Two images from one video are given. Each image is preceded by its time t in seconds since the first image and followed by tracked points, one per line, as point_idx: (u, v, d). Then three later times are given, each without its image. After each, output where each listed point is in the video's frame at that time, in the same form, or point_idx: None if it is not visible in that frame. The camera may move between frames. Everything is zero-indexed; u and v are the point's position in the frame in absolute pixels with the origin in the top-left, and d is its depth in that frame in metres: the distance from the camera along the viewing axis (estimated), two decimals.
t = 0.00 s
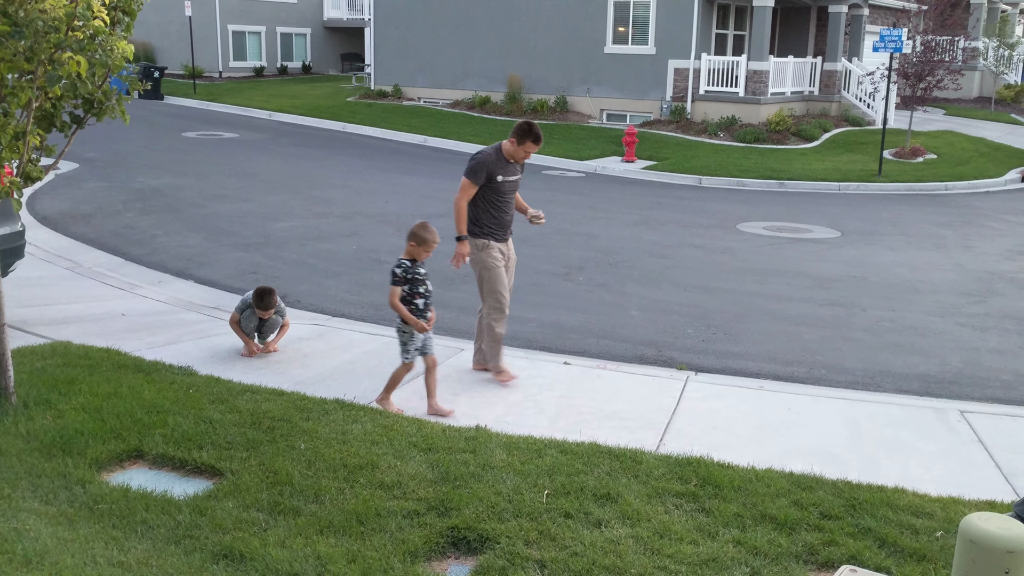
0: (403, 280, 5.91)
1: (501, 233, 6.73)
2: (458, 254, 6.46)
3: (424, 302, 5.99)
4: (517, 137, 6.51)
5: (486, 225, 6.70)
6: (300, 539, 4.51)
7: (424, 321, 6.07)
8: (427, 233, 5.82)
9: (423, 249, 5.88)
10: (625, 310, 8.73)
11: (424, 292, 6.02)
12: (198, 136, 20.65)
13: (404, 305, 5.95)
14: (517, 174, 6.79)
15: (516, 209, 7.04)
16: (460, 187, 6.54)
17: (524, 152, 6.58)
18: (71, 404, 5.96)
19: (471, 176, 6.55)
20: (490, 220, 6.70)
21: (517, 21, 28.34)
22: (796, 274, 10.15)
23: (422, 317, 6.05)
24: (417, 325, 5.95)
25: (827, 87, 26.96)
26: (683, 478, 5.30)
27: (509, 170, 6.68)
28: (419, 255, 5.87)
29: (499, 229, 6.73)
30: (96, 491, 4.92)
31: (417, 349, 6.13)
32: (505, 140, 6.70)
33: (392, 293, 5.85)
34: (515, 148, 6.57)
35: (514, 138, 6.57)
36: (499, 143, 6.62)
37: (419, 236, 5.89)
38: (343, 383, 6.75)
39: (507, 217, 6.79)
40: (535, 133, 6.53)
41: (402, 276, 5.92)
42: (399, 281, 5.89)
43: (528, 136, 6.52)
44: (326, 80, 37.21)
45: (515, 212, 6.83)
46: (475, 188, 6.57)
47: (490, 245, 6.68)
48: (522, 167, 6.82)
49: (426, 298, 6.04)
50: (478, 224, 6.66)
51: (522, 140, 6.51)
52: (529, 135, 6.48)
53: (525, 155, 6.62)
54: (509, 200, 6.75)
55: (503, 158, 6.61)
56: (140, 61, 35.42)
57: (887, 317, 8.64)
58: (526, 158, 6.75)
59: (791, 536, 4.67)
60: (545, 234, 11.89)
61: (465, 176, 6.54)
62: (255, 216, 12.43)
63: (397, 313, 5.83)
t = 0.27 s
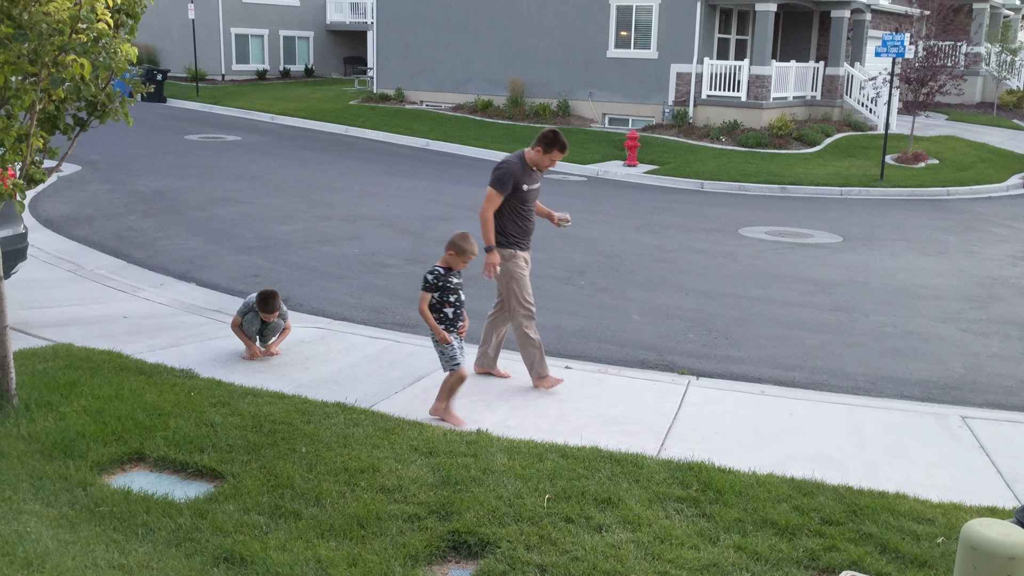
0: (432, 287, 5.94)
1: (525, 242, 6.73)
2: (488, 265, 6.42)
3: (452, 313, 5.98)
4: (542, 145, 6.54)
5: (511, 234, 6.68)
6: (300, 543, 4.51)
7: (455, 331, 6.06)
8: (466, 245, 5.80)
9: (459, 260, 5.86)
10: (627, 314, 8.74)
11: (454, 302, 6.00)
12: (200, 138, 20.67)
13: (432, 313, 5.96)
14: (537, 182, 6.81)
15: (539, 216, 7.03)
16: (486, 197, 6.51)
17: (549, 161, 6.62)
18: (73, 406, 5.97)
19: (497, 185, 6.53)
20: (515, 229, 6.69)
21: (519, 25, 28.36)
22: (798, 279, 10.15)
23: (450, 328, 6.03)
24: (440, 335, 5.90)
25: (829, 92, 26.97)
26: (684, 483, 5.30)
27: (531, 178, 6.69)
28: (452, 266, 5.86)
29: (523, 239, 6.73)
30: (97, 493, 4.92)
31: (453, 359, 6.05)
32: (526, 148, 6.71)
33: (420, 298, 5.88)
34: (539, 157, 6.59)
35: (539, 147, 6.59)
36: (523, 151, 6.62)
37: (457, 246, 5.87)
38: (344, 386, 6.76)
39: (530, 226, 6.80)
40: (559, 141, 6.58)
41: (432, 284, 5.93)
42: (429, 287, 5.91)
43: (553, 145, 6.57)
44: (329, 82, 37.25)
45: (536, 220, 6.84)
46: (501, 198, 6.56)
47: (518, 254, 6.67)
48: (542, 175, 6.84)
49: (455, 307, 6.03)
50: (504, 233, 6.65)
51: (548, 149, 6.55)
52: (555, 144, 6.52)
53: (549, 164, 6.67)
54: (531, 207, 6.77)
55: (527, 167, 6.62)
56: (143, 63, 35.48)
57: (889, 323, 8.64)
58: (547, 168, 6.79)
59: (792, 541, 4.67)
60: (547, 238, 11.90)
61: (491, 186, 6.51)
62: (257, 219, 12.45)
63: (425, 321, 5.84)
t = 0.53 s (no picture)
0: (465, 297, 5.87)
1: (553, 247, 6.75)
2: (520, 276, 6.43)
3: (484, 322, 5.93)
4: (573, 153, 6.43)
5: (540, 240, 6.68)
6: (303, 544, 4.52)
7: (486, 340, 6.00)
8: (503, 259, 5.73)
9: (495, 273, 5.80)
10: (630, 318, 8.74)
11: (486, 311, 5.94)
12: (204, 140, 20.72)
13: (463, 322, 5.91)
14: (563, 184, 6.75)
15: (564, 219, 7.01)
16: (518, 206, 6.44)
17: (579, 167, 6.53)
18: (76, 407, 5.98)
19: (528, 194, 6.45)
20: (543, 234, 6.68)
21: (523, 28, 28.39)
22: (801, 284, 10.15)
23: (481, 338, 5.97)
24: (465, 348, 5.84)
25: (833, 97, 27.02)
26: (686, 487, 5.30)
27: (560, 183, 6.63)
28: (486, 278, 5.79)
29: (551, 244, 6.74)
30: (100, 494, 4.93)
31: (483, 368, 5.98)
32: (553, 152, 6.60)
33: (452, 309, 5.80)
34: (570, 163, 6.48)
35: (569, 153, 6.46)
36: (552, 157, 6.52)
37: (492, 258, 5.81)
38: (347, 389, 6.76)
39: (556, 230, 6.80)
40: (590, 147, 6.47)
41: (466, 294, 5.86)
42: (462, 297, 5.85)
43: (585, 152, 6.44)
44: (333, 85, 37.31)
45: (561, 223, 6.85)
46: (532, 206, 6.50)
47: (547, 261, 6.69)
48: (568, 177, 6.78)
49: (487, 317, 5.97)
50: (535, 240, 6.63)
51: (579, 156, 6.45)
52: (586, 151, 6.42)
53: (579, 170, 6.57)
54: (559, 211, 6.75)
55: (557, 173, 6.54)
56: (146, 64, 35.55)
57: (892, 328, 8.64)
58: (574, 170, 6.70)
59: (793, 546, 4.67)
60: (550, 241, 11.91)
61: (523, 195, 6.43)
62: (260, 221, 12.47)
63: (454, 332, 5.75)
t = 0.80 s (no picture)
0: (487, 296, 5.73)
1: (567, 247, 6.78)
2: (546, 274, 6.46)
3: (503, 323, 5.82)
4: (588, 152, 6.43)
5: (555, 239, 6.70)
6: (294, 542, 4.50)
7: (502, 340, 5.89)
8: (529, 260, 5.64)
9: (518, 273, 5.71)
10: (623, 315, 8.73)
11: (506, 312, 5.84)
12: (197, 138, 20.68)
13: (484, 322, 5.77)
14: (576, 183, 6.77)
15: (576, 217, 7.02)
16: (535, 206, 6.44)
17: (595, 167, 6.53)
18: (67, 405, 5.96)
19: (544, 194, 6.45)
20: (558, 234, 6.71)
21: (518, 27, 28.37)
22: (794, 281, 10.15)
23: (498, 339, 5.85)
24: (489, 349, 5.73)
25: (826, 95, 27.07)
26: (679, 484, 5.29)
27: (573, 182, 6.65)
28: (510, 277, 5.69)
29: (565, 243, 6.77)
30: (90, 492, 4.91)
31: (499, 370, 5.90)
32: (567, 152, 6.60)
33: (474, 309, 5.65)
34: (585, 163, 6.49)
35: (584, 153, 6.46)
36: (566, 157, 6.52)
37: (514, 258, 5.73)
38: (339, 386, 6.75)
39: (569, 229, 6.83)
40: (605, 147, 6.47)
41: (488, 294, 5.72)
42: (485, 297, 5.69)
43: (600, 151, 6.44)
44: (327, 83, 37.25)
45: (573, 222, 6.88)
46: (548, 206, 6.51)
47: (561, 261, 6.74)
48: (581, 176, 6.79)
49: (505, 317, 5.85)
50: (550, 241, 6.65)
51: (595, 156, 6.45)
52: (602, 151, 6.42)
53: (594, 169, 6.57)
54: (572, 211, 6.77)
55: (572, 173, 6.54)
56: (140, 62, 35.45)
57: (884, 325, 8.64)
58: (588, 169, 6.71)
59: (785, 543, 4.67)
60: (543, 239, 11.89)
61: (539, 196, 6.43)
62: (253, 218, 12.45)
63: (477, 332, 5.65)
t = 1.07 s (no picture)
0: (482, 293, 5.64)
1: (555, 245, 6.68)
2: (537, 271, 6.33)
3: (494, 323, 5.73)
4: (576, 149, 6.32)
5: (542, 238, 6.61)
6: (257, 539, 4.46)
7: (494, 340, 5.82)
8: (530, 260, 5.60)
9: (516, 273, 5.65)
10: (588, 311, 8.76)
11: (497, 312, 5.76)
12: (158, 131, 20.38)
13: (475, 320, 5.69)
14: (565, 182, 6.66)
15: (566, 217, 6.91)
16: (522, 204, 6.35)
17: (582, 163, 6.40)
18: (24, 401, 5.84)
19: (531, 192, 6.35)
20: (546, 232, 6.61)
21: (485, 22, 28.30)
22: (757, 277, 10.25)
23: (488, 338, 5.76)
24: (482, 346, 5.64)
25: (789, 93, 27.30)
26: (643, 479, 5.32)
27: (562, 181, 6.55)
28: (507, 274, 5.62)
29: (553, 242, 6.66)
30: (48, 490, 4.82)
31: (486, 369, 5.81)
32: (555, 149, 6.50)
33: (469, 303, 5.58)
34: (573, 161, 6.38)
35: (571, 148, 6.35)
36: (554, 154, 6.42)
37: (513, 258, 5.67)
38: (303, 382, 6.70)
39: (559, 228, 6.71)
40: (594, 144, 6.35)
41: (482, 290, 5.63)
42: (479, 293, 5.61)
43: (587, 147, 6.32)
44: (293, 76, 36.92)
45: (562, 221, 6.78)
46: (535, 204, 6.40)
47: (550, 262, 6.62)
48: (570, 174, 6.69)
49: (496, 318, 5.77)
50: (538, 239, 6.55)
51: (583, 153, 6.34)
52: (590, 148, 6.31)
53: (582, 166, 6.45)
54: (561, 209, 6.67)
55: (560, 171, 6.44)
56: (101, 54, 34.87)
57: (845, 320, 8.76)
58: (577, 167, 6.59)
59: (748, 536, 4.71)
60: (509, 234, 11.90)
61: (526, 193, 6.33)
62: (215, 212, 12.30)
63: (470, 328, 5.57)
